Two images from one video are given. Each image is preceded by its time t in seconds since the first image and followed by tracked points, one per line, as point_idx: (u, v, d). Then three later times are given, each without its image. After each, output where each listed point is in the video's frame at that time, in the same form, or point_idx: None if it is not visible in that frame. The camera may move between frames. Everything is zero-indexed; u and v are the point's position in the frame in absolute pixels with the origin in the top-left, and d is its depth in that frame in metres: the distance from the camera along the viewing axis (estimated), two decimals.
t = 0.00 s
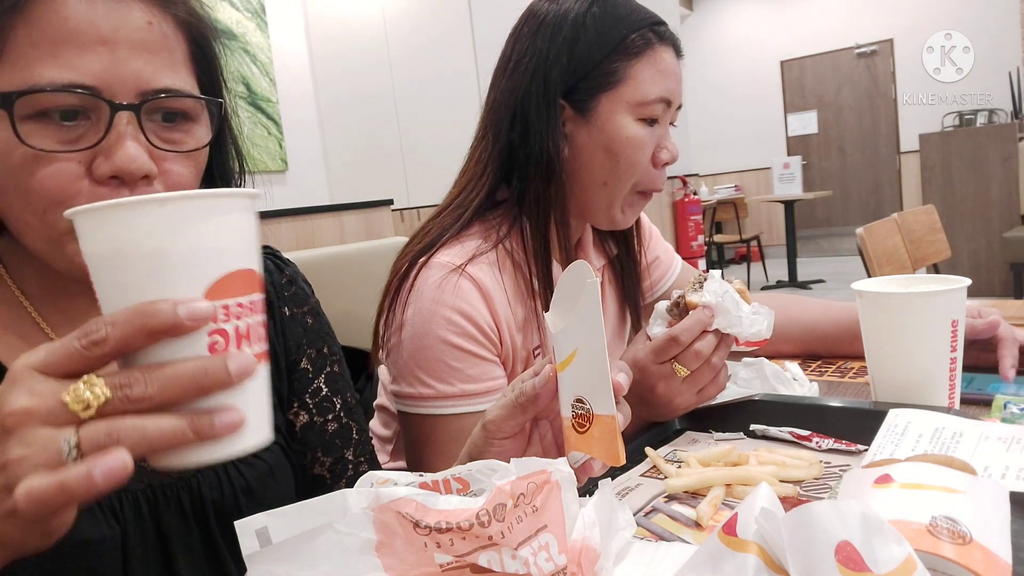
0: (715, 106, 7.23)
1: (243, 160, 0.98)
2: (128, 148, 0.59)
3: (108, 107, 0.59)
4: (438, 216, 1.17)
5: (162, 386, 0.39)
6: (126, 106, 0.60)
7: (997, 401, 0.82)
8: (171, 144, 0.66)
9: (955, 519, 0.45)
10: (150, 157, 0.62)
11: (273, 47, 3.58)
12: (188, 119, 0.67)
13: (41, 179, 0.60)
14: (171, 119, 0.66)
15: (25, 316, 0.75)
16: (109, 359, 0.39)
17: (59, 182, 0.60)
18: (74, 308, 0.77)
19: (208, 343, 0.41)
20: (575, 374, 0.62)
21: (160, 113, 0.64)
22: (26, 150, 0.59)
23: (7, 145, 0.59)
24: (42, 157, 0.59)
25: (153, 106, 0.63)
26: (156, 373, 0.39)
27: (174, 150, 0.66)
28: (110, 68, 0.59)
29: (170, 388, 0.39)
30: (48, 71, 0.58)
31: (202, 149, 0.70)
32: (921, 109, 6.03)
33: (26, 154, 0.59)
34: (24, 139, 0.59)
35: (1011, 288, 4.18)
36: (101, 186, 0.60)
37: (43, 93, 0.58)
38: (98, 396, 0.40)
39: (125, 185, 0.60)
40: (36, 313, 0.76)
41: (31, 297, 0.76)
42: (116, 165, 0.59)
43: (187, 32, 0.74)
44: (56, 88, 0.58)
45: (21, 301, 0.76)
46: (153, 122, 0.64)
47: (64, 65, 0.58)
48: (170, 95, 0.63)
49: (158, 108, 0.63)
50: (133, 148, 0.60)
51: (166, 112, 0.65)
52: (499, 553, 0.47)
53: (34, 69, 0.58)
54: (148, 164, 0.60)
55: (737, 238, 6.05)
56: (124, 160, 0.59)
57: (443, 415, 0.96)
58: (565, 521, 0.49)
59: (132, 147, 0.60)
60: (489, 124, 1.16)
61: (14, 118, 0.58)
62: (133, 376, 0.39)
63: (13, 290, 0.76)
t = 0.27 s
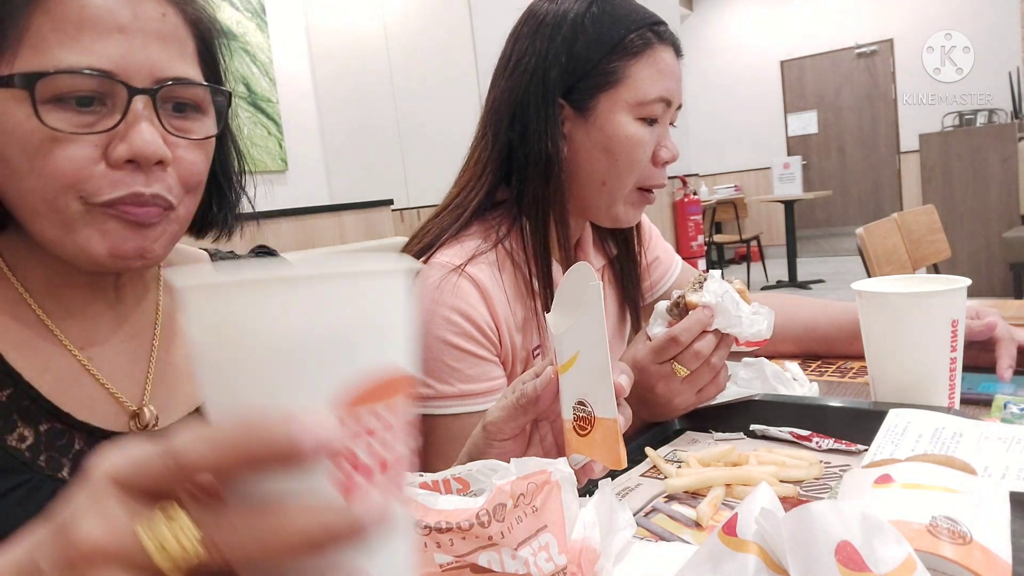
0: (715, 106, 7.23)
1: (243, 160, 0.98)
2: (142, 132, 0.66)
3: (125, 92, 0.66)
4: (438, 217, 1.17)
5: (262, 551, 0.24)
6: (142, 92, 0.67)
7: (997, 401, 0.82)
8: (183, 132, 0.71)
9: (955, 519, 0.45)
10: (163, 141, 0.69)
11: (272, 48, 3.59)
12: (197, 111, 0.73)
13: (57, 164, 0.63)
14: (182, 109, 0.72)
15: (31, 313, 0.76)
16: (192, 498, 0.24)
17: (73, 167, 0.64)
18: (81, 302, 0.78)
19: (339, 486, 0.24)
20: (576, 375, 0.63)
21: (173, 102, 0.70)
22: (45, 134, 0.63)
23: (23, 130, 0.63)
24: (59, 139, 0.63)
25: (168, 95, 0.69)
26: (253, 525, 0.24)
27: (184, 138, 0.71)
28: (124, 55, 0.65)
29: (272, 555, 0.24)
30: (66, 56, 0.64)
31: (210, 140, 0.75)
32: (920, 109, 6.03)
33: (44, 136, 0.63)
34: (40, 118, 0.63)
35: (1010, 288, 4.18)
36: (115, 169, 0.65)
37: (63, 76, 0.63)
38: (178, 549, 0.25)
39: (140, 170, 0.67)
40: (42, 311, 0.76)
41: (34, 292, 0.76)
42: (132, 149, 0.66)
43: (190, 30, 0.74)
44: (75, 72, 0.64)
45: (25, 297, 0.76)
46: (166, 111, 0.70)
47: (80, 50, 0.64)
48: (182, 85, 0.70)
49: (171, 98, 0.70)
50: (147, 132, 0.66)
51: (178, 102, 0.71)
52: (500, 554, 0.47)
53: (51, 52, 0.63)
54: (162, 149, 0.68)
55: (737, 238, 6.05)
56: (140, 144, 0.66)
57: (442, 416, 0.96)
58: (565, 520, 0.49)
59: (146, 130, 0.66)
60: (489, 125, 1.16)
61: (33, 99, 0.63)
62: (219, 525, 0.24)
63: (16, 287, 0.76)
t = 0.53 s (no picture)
0: (715, 107, 7.23)
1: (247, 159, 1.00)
2: (158, 121, 0.68)
3: (142, 81, 0.68)
4: (438, 216, 1.17)
5: None
6: (158, 82, 0.69)
7: (997, 401, 0.82)
8: (196, 127, 0.74)
9: (955, 520, 0.45)
10: (178, 133, 0.70)
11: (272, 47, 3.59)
12: (206, 105, 0.76)
13: (76, 152, 0.64)
14: (192, 104, 0.74)
15: (37, 314, 0.75)
16: None
17: (89, 157, 0.64)
18: (87, 302, 0.77)
19: None
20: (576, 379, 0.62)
21: (184, 96, 0.73)
22: (63, 124, 0.63)
23: (40, 121, 0.63)
24: (76, 128, 0.64)
25: (181, 86, 0.72)
26: None
27: (196, 132, 0.73)
28: (142, 44, 0.68)
29: None
30: (84, 44, 0.65)
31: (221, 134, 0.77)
32: (921, 109, 6.03)
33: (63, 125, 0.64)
34: (59, 107, 0.64)
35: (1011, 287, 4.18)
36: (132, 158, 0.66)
37: (81, 65, 0.64)
38: None
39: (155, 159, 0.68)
40: (48, 312, 0.76)
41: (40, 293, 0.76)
42: (149, 138, 0.66)
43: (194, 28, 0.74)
44: (94, 61, 0.65)
45: (31, 297, 0.75)
46: (179, 104, 0.72)
47: (99, 40, 0.66)
48: (195, 79, 0.73)
49: (184, 90, 0.72)
50: (162, 121, 0.68)
51: (189, 96, 0.73)
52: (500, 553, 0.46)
53: (70, 42, 0.65)
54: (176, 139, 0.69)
55: (737, 238, 6.05)
56: (156, 132, 0.67)
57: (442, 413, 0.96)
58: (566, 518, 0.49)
59: (161, 120, 0.68)
60: (488, 124, 1.16)
61: (52, 87, 0.64)
62: None
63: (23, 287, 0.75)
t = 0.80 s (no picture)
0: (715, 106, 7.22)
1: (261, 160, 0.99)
2: (169, 110, 0.64)
3: (153, 68, 0.64)
4: (436, 216, 1.17)
5: None
6: (169, 69, 0.65)
7: (997, 401, 0.82)
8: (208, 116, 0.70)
9: (955, 519, 0.45)
10: (189, 123, 0.66)
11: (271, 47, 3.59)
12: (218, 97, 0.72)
13: (87, 141, 0.60)
14: (202, 94, 0.71)
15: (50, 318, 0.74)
16: None
17: (101, 145, 0.60)
18: (96, 306, 0.75)
19: None
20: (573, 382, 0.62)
21: (196, 85, 0.69)
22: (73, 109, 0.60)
23: (49, 109, 0.60)
24: (87, 115, 0.60)
25: (193, 75, 0.68)
26: None
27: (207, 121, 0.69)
28: (151, 31, 0.64)
29: None
30: (95, 31, 0.62)
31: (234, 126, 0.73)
32: (920, 109, 6.04)
33: (71, 113, 0.60)
34: (68, 93, 0.60)
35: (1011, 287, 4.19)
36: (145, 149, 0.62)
37: (91, 48, 0.61)
38: None
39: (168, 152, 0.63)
40: (60, 316, 0.74)
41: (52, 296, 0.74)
42: (161, 126, 0.63)
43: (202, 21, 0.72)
44: (104, 45, 0.61)
45: (42, 299, 0.74)
46: (190, 93, 0.68)
47: (109, 25, 0.62)
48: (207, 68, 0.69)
49: (196, 79, 0.68)
50: (174, 110, 0.64)
51: (200, 86, 0.70)
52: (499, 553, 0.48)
53: (80, 28, 0.61)
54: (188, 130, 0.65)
55: (737, 238, 6.05)
56: (167, 121, 0.63)
57: (441, 413, 0.96)
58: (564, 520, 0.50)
59: (172, 108, 0.64)
60: (486, 123, 1.16)
61: (61, 72, 0.60)
62: None
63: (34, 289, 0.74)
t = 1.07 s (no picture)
0: (716, 106, 7.22)
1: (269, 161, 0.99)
2: (177, 112, 0.64)
3: (162, 70, 0.64)
4: (435, 215, 1.17)
5: None
6: (178, 71, 0.65)
7: (997, 401, 0.82)
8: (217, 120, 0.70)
9: (955, 519, 0.45)
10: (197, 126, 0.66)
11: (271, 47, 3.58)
12: (227, 100, 0.73)
13: (90, 143, 0.60)
14: (211, 97, 0.71)
15: (44, 325, 0.70)
16: None
17: (105, 149, 0.60)
18: (93, 313, 0.72)
19: None
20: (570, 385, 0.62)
21: (204, 89, 0.69)
22: (78, 111, 0.59)
23: (53, 109, 0.59)
24: (92, 117, 0.60)
25: (201, 77, 0.68)
26: None
27: (216, 125, 0.69)
28: (159, 30, 0.64)
29: None
30: (102, 30, 0.61)
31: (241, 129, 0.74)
32: (920, 108, 6.03)
33: (74, 114, 0.59)
34: (74, 96, 0.60)
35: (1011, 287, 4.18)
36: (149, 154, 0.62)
37: (98, 50, 0.61)
38: None
39: (173, 156, 0.64)
40: (55, 321, 0.70)
41: (48, 303, 0.70)
42: (169, 129, 0.62)
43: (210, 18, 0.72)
44: (112, 46, 0.61)
45: (38, 307, 0.70)
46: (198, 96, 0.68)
47: (116, 25, 0.62)
48: (217, 70, 0.70)
49: (205, 82, 0.69)
50: (181, 112, 0.64)
51: (208, 89, 0.70)
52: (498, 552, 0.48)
53: (87, 27, 0.61)
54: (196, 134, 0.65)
55: (737, 238, 6.06)
56: (175, 124, 0.63)
57: (439, 412, 0.96)
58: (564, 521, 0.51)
59: (180, 110, 0.64)
60: (483, 123, 1.16)
61: (67, 73, 0.60)
62: None
63: (29, 294, 0.70)
